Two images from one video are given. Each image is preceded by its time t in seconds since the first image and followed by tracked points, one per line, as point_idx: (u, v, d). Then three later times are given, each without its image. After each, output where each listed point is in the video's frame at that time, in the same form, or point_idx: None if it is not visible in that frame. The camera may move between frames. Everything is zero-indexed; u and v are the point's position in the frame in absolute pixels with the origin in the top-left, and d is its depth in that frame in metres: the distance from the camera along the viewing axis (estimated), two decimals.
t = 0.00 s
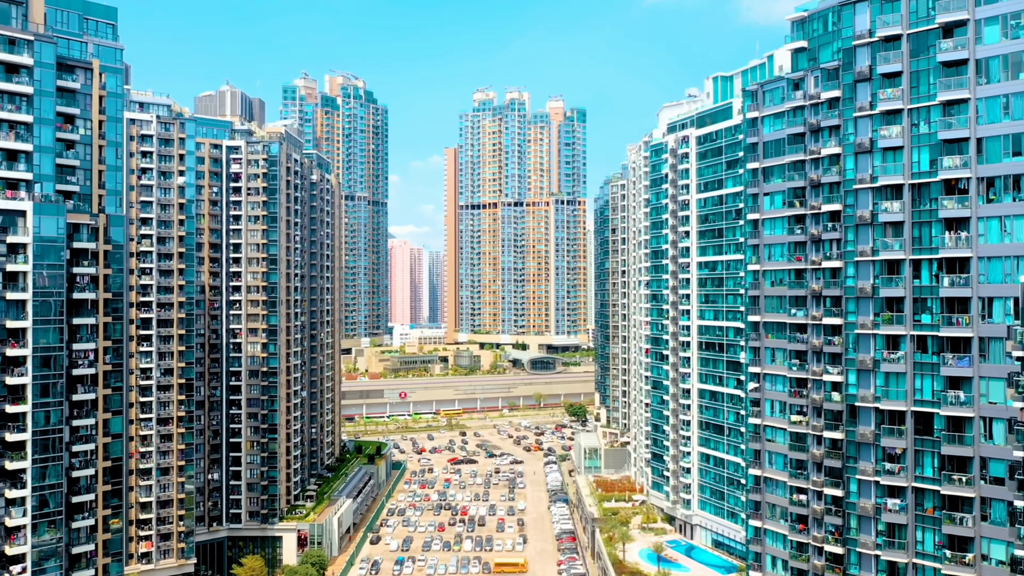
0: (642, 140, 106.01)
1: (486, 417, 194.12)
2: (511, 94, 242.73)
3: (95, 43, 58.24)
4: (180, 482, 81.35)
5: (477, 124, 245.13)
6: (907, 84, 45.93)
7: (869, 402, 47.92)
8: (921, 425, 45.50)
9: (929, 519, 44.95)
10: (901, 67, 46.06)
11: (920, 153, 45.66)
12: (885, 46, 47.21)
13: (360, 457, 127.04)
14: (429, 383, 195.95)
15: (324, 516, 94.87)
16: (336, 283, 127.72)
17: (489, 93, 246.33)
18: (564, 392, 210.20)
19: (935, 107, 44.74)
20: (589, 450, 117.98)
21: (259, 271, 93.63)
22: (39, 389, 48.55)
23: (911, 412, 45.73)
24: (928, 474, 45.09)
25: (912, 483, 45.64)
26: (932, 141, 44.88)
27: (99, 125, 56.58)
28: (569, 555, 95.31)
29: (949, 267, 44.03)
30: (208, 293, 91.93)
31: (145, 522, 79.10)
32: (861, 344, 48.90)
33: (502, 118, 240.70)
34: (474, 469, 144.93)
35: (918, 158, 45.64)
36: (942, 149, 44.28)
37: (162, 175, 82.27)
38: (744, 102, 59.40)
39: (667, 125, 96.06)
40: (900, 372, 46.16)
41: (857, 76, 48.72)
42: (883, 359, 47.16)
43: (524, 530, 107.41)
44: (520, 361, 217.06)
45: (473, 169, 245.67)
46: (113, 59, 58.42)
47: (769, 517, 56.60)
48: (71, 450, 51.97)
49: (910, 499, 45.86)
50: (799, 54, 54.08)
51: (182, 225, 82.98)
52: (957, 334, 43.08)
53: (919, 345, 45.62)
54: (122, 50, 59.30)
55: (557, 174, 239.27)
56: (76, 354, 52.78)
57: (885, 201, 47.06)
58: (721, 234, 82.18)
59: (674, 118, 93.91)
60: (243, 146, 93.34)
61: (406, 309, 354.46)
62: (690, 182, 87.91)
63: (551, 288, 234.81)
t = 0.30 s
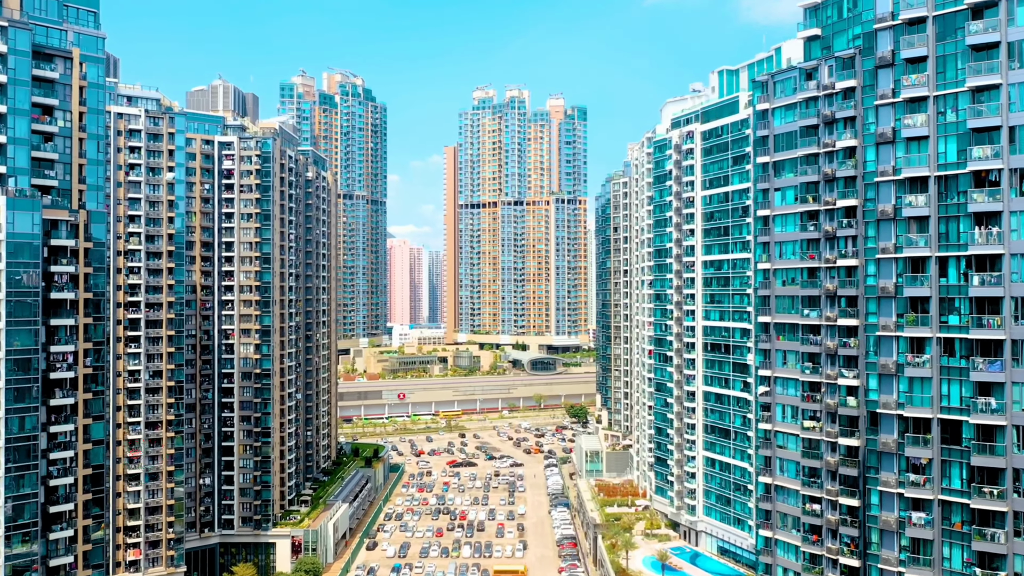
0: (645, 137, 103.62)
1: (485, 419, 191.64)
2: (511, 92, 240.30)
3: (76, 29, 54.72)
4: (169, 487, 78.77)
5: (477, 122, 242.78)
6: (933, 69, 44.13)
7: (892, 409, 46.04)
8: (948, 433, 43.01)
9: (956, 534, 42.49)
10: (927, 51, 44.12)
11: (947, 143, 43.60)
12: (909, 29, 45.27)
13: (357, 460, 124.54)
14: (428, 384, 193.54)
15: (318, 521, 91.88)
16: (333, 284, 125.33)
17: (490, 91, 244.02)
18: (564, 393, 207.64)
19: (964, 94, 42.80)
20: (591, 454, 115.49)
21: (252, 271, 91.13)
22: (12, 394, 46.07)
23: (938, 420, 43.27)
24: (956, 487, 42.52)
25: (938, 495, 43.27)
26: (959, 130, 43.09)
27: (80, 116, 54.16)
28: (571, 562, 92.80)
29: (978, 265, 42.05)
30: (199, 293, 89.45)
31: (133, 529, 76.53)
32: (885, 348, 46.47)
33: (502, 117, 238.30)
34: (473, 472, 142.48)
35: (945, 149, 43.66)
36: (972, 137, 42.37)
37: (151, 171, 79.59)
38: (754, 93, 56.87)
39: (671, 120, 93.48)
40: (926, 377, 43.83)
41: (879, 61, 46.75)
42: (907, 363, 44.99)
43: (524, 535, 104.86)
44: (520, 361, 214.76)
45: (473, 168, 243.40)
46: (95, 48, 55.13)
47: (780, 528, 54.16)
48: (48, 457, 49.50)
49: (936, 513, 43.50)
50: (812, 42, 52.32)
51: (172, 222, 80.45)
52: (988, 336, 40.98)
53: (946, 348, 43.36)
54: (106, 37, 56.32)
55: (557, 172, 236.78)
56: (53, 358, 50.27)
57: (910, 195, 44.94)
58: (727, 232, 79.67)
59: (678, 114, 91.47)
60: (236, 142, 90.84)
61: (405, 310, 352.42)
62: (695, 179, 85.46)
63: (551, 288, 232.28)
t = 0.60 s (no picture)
0: (648, 133, 101.22)
1: (485, 420, 189.06)
2: (511, 90, 237.68)
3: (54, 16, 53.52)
4: (158, 494, 76.24)
5: (477, 121, 240.25)
6: (963, 53, 42.17)
7: (917, 417, 43.58)
8: (978, 441, 41.34)
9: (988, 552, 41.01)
10: (957, 34, 42.15)
11: (978, 131, 41.78)
12: (936, 11, 43.30)
13: (354, 464, 122.00)
14: (427, 385, 191.13)
15: (313, 527, 89.25)
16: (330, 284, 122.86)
17: (490, 89, 241.37)
18: (565, 394, 205.05)
19: (997, 79, 40.93)
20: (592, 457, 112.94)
21: (245, 270, 88.67)
22: None
23: (968, 428, 41.46)
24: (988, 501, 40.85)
25: (968, 509, 41.49)
26: (991, 117, 41.23)
27: (58, 108, 51.59)
28: (572, 569, 90.28)
29: (1010, 264, 40.33)
30: (190, 293, 87.20)
31: (120, 536, 73.97)
32: (912, 354, 43.92)
33: (502, 115, 235.67)
34: (472, 475, 139.94)
35: (975, 137, 41.85)
36: (1006, 125, 40.56)
37: (139, 166, 77.42)
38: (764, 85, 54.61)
39: (675, 116, 91.02)
40: (955, 384, 41.94)
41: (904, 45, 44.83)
42: (934, 368, 42.88)
43: (525, 541, 102.32)
44: (520, 362, 212.25)
45: (472, 167, 240.96)
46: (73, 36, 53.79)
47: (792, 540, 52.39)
48: (23, 466, 47.07)
49: (966, 528, 41.77)
50: (826, 30, 50.30)
51: (160, 220, 78.19)
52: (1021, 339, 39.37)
53: (976, 352, 41.47)
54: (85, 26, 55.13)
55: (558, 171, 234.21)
56: (29, 361, 47.79)
57: (938, 187, 43.03)
58: (733, 230, 77.18)
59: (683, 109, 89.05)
60: (228, 137, 88.34)
61: (405, 310, 349.90)
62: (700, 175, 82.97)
63: (552, 288, 229.70)
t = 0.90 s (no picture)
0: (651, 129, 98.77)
1: (484, 422, 186.50)
2: (511, 88, 235.07)
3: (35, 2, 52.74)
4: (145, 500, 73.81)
5: (476, 119, 237.72)
6: (997, 34, 39.97)
7: (947, 427, 41.41)
8: (1013, 452, 39.19)
9: None
10: (992, 14, 39.97)
11: (1013, 118, 39.64)
12: None
13: (350, 467, 119.48)
14: (426, 386, 188.67)
15: (307, 533, 86.59)
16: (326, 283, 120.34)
17: (490, 87, 238.71)
18: (565, 395, 202.48)
19: None
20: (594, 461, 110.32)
21: (237, 269, 86.17)
22: None
23: (1002, 439, 39.32)
24: None
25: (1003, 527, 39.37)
26: None
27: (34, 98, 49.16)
28: None
29: None
30: (179, 292, 84.61)
31: (106, 544, 71.49)
32: (940, 357, 41.82)
33: (502, 113, 233.09)
34: (471, 478, 137.39)
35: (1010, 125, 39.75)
36: None
37: (126, 162, 74.95)
38: (775, 74, 52.76)
39: (679, 111, 88.45)
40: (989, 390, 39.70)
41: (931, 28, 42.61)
42: (965, 374, 40.57)
43: (525, 547, 99.82)
44: (520, 362, 209.76)
45: (472, 165, 238.39)
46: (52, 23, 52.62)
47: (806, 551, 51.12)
48: None
49: (1000, 547, 39.61)
50: (841, 16, 48.51)
51: (148, 217, 75.78)
52: None
53: (1011, 356, 39.29)
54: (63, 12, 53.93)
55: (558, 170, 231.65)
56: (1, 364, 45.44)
57: (970, 179, 40.78)
58: (739, 228, 74.65)
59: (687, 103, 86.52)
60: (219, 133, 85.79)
61: (404, 310, 347.32)
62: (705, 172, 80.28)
63: (552, 288, 227.14)
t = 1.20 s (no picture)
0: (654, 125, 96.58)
1: (484, 423, 184.21)
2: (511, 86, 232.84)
3: None
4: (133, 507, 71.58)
5: (476, 117, 235.50)
6: None
7: (977, 436, 39.01)
8: None
9: None
10: None
11: None
12: None
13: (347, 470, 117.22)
14: (425, 387, 186.45)
15: (302, 539, 84.01)
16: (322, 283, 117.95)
17: (489, 85, 236.49)
18: (566, 396, 200.11)
19: None
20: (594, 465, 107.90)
21: (229, 268, 83.84)
22: None
23: None
24: None
25: None
26: None
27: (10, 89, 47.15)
28: None
29: None
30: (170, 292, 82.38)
31: (92, 553, 69.27)
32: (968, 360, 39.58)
33: (501, 111, 230.87)
34: (470, 481, 135.10)
35: None
36: None
37: (113, 158, 72.73)
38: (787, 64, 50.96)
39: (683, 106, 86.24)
40: None
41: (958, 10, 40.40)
42: (998, 379, 38.31)
43: (524, 553, 97.57)
44: (520, 363, 207.33)
45: (471, 164, 236.08)
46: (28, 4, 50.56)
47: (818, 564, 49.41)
48: None
49: None
50: (857, 4, 46.95)
51: (135, 215, 73.67)
52: None
53: None
54: None
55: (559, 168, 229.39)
56: None
57: (1003, 170, 38.35)
58: (746, 226, 72.39)
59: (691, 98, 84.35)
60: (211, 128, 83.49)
61: (403, 310, 345.01)
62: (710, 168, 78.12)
63: (552, 287, 224.79)
